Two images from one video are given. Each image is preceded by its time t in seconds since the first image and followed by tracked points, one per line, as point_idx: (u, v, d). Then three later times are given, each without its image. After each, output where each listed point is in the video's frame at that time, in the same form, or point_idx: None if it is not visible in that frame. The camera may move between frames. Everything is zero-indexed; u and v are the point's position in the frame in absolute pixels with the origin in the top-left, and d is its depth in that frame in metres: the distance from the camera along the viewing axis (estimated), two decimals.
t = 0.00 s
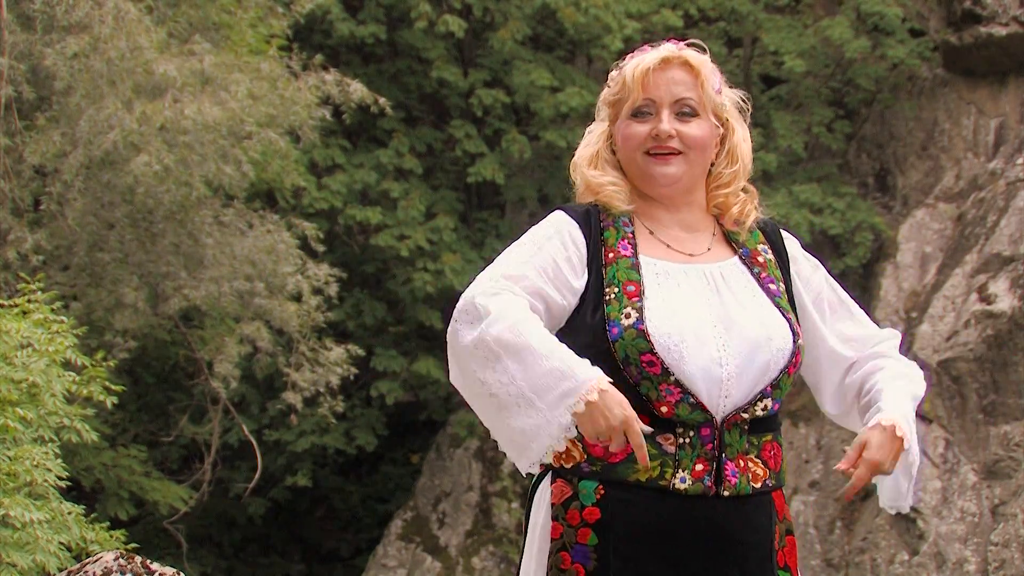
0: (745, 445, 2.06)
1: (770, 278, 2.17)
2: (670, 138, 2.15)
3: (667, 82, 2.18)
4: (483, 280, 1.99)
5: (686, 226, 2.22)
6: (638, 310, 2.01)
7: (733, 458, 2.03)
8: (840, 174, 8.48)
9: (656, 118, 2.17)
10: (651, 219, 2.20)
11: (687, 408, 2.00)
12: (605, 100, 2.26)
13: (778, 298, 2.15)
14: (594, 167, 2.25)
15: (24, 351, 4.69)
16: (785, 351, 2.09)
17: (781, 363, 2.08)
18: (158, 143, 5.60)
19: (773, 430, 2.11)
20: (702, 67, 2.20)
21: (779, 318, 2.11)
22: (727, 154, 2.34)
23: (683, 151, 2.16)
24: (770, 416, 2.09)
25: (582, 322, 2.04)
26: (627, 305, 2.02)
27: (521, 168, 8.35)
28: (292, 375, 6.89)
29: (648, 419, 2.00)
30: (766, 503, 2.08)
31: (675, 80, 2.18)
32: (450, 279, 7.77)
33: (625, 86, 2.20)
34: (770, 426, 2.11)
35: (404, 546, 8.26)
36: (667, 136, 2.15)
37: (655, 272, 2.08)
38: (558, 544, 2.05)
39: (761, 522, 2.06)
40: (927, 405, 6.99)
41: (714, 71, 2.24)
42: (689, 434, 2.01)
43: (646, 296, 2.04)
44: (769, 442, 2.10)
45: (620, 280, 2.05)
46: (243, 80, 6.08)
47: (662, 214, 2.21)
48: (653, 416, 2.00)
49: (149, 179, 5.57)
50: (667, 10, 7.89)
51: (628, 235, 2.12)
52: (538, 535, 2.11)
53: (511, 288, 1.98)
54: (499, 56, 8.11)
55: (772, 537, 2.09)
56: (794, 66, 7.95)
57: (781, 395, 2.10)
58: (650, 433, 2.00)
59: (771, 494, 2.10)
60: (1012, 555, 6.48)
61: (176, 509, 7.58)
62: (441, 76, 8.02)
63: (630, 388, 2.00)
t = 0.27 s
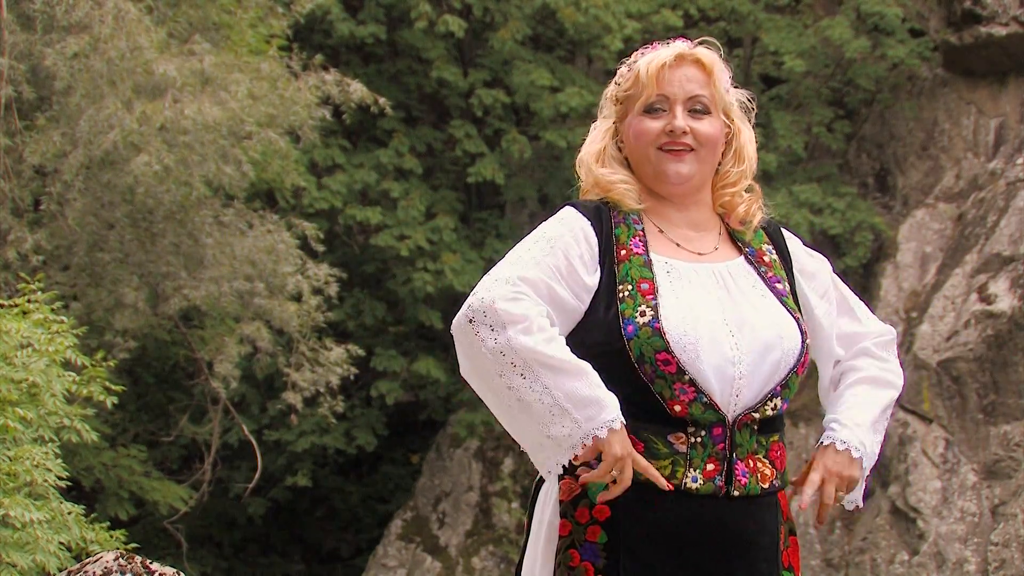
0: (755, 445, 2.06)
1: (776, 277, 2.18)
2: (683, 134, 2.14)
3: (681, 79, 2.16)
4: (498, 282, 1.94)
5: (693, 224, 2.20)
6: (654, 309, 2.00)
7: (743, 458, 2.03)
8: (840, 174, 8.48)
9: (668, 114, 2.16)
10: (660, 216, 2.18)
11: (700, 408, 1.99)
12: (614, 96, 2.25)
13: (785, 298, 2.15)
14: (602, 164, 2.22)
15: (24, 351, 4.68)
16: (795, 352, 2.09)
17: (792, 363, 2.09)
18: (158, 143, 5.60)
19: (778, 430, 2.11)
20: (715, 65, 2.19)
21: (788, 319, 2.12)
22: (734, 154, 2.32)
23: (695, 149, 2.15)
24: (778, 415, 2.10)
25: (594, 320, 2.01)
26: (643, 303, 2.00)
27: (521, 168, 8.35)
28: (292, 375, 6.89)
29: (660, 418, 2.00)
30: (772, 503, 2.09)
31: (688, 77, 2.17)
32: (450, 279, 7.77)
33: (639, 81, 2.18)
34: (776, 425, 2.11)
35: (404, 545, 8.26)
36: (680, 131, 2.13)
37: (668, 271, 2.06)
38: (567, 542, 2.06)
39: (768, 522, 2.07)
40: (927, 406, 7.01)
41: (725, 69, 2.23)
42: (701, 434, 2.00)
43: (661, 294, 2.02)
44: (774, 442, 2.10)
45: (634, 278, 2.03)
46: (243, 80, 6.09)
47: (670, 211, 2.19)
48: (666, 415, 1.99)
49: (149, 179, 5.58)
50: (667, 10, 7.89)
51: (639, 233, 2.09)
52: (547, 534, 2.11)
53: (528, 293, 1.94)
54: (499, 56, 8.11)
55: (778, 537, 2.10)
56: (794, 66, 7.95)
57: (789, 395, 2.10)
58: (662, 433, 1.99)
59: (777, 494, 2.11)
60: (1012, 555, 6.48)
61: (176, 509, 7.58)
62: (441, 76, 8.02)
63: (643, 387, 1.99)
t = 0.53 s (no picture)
0: (753, 447, 2.05)
1: (775, 279, 2.17)
2: (683, 139, 2.13)
3: (683, 83, 2.16)
4: (498, 307, 1.95)
5: (691, 227, 2.20)
6: (647, 312, 1.99)
7: (741, 460, 2.02)
8: (840, 175, 8.48)
9: (669, 119, 2.16)
10: (658, 219, 2.18)
11: (695, 410, 1.98)
12: (616, 96, 2.24)
13: (783, 299, 2.14)
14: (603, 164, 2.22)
15: (24, 351, 4.68)
16: (793, 354, 2.08)
17: (788, 364, 2.07)
18: (158, 143, 5.60)
19: (778, 432, 2.11)
20: (718, 69, 2.18)
21: (785, 321, 2.10)
22: (737, 156, 2.30)
23: (695, 153, 2.15)
24: (776, 417, 2.09)
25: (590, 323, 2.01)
26: (636, 306, 1.99)
27: (521, 168, 8.36)
28: (292, 375, 6.90)
29: (656, 421, 1.99)
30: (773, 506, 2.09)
31: (690, 81, 2.16)
32: (450, 279, 7.78)
33: (640, 84, 2.17)
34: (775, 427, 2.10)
35: (404, 546, 8.26)
36: (680, 136, 2.13)
37: (663, 273, 2.06)
38: (565, 545, 2.06)
39: (769, 524, 2.07)
40: (927, 406, 7.02)
41: (728, 73, 2.22)
42: (698, 437, 2.00)
43: (654, 297, 2.01)
44: (773, 444, 2.10)
45: (629, 281, 2.02)
46: (243, 80, 6.09)
47: (668, 214, 2.19)
48: (661, 418, 1.99)
49: (149, 179, 5.58)
50: (667, 10, 7.89)
51: (635, 235, 2.09)
52: (546, 535, 2.12)
53: (527, 321, 1.96)
54: (499, 56, 8.11)
55: (778, 539, 2.10)
56: (794, 66, 7.95)
57: (788, 396, 2.09)
58: (659, 437, 1.99)
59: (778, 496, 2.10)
60: (1012, 555, 6.48)
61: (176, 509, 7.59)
62: (441, 76, 8.02)
63: (638, 390, 1.98)
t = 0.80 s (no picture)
0: (743, 444, 2.04)
1: (767, 273, 2.14)
2: (680, 148, 2.12)
3: (684, 90, 2.13)
4: (479, 308, 1.98)
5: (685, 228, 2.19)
6: (628, 310, 1.99)
7: (731, 458, 2.02)
8: (840, 175, 8.48)
9: (668, 126, 2.14)
10: (649, 221, 2.18)
11: (679, 408, 1.99)
12: (616, 91, 2.21)
13: (774, 293, 2.12)
14: (597, 163, 2.21)
15: (24, 351, 4.68)
16: (780, 345, 2.06)
17: (776, 358, 2.05)
18: (159, 143, 5.60)
19: (774, 428, 2.09)
20: (721, 77, 2.14)
21: (773, 313, 2.08)
22: (733, 158, 2.29)
23: (691, 163, 2.13)
24: (768, 412, 2.07)
25: (575, 323, 2.03)
26: (618, 305, 2.00)
27: (521, 168, 8.36)
28: (292, 375, 6.90)
29: (642, 420, 2.00)
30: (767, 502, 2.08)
31: (692, 89, 2.13)
32: (450, 279, 7.78)
33: (641, 88, 2.14)
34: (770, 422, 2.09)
35: (404, 546, 8.26)
36: (678, 145, 2.11)
37: (649, 272, 2.06)
38: (557, 545, 2.09)
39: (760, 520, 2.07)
40: (927, 406, 7.02)
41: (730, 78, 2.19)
42: (684, 436, 2.00)
43: (637, 295, 2.02)
44: (769, 440, 2.08)
45: (612, 280, 2.03)
46: (243, 80, 6.09)
47: (660, 216, 2.18)
48: (647, 416, 2.00)
49: (149, 179, 5.57)
50: (667, 10, 7.90)
51: (623, 235, 2.10)
52: (541, 535, 2.14)
53: (510, 323, 1.97)
54: (499, 56, 8.11)
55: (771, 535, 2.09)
56: (794, 66, 7.94)
57: (777, 390, 2.07)
58: (645, 436, 2.00)
59: (773, 493, 2.09)
60: (1012, 555, 6.52)
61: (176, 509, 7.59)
62: (441, 76, 8.02)
63: (623, 389, 2.00)
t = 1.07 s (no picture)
0: (733, 441, 2.05)
1: (756, 270, 2.13)
2: (671, 168, 2.08)
3: (678, 109, 2.07)
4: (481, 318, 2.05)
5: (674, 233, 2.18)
6: (609, 315, 2.05)
7: (719, 456, 2.04)
8: (840, 175, 8.48)
9: (661, 144, 2.09)
10: (639, 227, 2.18)
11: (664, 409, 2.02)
12: (613, 96, 2.14)
13: (763, 291, 2.11)
14: (591, 166, 2.20)
15: (24, 351, 4.68)
16: (766, 343, 2.06)
17: (762, 356, 2.06)
18: (159, 143, 5.60)
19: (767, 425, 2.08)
20: (716, 96, 2.08)
21: (760, 310, 2.08)
22: (725, 165, 2.24)
23: (682, 181, 2.10)
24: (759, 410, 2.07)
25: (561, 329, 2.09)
26: (599, 310, 2.06)
27: (521, 168, 8.36)
28: (292, 375, 6.90)
29: (630, 422, 2.04)
30: (759, 499, 2.09)
31: (686, 107, 2.07)
32: (450, 279, 7.78)
33: (636, 103, 2.08)
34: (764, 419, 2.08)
35: (404, 545, 8.26)
36: (669, 166, 2.07)
37: (634, 276, 2.10)
38: (552, 546, 2.13)
39: (753, 518, 2.07)
40: (927, 405, 7.04)
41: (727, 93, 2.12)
42: (671, 434, 2.03)
43: (620, 300, 2.07)
44: (762, 437, 2.06)
45: (596, 285, 2.09)
46: (243, 80, 6.09)
47: (651, 224, 2.18)
48: (634, 418, 2.04)
49: (149, 179, 5.57)
50: (667, 10, 7.90)
51: (610, 240, 2.14)
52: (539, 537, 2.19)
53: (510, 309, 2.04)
54: (499, 56, 8.11)
55: (765, 532, 2.09)
56: (794, 66, 7.93)
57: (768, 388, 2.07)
58: (633, 435, 2.04)
59: (766, 490, 2.09)
60: (1012, 555, 6.45)
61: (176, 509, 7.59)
62: (441, 76, 8.02)
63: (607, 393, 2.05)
